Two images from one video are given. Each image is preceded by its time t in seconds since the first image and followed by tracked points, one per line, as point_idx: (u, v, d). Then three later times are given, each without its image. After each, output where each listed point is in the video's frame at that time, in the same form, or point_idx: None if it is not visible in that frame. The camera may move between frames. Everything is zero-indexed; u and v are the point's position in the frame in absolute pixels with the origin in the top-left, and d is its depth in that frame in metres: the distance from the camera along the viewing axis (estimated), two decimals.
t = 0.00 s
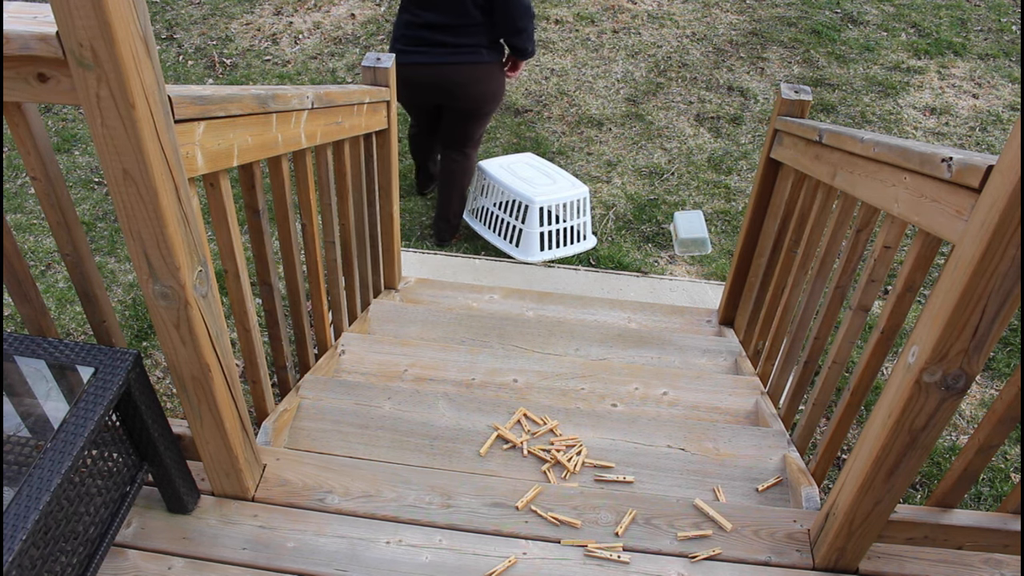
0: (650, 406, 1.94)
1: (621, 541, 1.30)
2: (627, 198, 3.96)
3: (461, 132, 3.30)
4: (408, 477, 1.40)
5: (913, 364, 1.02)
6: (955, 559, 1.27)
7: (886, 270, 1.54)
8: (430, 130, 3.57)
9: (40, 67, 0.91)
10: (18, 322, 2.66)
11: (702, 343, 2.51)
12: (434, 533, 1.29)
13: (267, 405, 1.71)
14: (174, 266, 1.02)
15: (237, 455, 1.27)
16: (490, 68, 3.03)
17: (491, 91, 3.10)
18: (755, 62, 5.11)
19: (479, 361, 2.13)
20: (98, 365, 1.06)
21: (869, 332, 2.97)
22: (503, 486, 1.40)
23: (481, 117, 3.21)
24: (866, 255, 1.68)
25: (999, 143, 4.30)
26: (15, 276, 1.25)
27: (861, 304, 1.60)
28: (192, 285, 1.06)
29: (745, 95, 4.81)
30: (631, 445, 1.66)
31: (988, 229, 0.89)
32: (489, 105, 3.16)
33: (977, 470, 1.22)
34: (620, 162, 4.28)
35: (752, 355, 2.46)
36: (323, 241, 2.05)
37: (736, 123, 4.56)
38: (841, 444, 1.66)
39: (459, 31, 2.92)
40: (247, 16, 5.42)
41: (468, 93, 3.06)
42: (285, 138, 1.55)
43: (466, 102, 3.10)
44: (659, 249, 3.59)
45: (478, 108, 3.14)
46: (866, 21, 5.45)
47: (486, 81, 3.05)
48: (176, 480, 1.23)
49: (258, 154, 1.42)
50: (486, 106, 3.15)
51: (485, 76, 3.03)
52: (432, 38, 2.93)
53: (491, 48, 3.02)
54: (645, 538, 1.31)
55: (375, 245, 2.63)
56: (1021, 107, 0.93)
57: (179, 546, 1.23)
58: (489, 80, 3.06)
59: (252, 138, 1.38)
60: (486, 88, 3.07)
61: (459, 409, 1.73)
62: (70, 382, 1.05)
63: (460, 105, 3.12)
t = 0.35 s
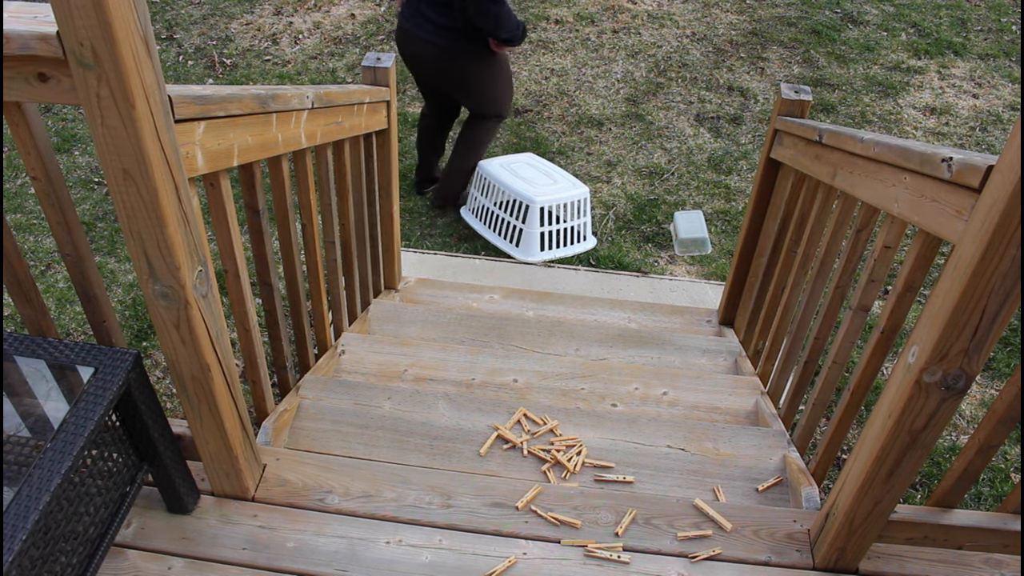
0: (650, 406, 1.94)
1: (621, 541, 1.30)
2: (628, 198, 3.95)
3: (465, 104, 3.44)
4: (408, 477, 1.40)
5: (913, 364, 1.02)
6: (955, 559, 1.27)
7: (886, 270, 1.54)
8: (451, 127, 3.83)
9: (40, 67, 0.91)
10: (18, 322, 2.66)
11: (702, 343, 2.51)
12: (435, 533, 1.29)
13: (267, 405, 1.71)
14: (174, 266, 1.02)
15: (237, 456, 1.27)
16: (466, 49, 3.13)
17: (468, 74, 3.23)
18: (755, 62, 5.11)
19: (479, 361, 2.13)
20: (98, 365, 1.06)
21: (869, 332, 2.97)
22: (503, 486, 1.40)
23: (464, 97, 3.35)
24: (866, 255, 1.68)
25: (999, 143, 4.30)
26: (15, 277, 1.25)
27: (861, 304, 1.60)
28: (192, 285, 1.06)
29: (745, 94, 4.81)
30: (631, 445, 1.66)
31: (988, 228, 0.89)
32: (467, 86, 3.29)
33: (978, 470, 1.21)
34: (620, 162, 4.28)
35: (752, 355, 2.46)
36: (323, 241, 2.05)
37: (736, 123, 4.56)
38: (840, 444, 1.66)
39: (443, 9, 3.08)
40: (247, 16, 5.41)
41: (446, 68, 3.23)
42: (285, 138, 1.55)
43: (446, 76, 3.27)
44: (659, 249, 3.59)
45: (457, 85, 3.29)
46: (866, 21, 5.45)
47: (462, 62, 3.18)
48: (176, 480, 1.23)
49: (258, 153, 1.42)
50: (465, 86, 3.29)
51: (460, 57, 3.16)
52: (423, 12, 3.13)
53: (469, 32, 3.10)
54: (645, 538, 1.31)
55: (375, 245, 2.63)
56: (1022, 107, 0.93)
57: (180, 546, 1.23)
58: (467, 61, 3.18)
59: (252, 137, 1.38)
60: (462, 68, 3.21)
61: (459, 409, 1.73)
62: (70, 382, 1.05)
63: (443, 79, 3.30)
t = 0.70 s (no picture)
0: (651, 406, 1.94)
1: (621, 541, 1.30)
2: (627, 198, 3.95)
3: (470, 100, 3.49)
4: (408, 477, 1.40)
5: (913, 364, 1.02)
6: (955, 559, 1.27)
7: (886, 270, 1.54)
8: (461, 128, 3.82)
9: (40, 66, 0.91)
10: (18, 322, 2.66)
11: (702, 343, 2.51)
12: (434, 533, 1.29)
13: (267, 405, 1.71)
14: (174, 266, 1.02)
15: (237, 456, 1.27)
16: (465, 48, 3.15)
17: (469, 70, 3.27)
18: (755, 62, 5.11)
19: (479, 361, 2.13)
20: (98, 365, 1.06)
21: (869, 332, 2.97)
22: (503, 486, 1.40)
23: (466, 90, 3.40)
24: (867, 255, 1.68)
25: (999, 143, 4.30)
26: (15, 276, 1.25)
27: (861, 304, 1.60)
28: (192, 285, 1.06)
29: (745, 94, 4.81)
30: (630, 445, 1.66)
31: (988, 228, 0.89)
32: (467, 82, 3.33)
33: (978, 470, 1.21)
34: (620, 162, 4.28)
35: (752, 355, 2.46)
36: (323, 241, 2.05)
37: (736, 123, 4.56)
38: (840, 444, 1.66)
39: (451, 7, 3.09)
40: (247, 16, 5.41)
41: (446, 60, 3.26)
42: (285, 138, 1.55)
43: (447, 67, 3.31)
44: (659, 249, 3.59)
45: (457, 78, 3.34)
46: (866, 21, 5.45)
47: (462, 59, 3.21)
48: (176, 480, 1.23)
49: (258, 153, 1.42)
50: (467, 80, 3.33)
51: (459, 55, 3.19)
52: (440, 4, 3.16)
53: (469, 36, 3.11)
54: (645, 538, 1.31)
55: (375, 245, 2.63)
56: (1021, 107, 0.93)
57: (180, 546, 1.23)
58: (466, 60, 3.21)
59: (252, 137, 1.38)
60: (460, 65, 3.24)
61: (459, 409, 1.73)
62: (70, 382, 1.05)
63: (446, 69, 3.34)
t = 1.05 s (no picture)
0: (650, 406, 1.94)
1: (621, 541, 1.30)
2: (627, 198, 3.95)
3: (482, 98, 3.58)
4: (408, 477, 1.40)
5: (913, 364, 1.02)
6: (955, 559, 1.27)
7: (886, 270, 1.55)
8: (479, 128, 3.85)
9: (40, 67, 0.91)
10: (18, 322, 2.66)
11: (702, 343, 2.51)
12: (434, 533, 1.29)
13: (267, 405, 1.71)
14: (174, 266, 1.02)
15: (237, 456, 1.27)
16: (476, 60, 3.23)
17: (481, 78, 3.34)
18: (755, 62, 5.11)
19: (479, 362, 2.13)
20: (98, 365, 1.06)
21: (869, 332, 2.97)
22: (503, 486, 1.40)
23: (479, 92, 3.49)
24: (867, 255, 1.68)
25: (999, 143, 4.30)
26: (15, 276, 1.25)
27: (861, 304, 1.60)
28: (192, 285, 1.06)
29: (745, 94, 4.81)
30: (630, 445, 1.66)
31: (988, 228, 0.89)
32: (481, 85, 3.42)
33: (977, 470, 1.21)
34: (620, 162, 4.28)
35: (752, 355, 2.46)
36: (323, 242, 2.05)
37: (736, 123, 4.56)
38: (840, 444, 1.66)
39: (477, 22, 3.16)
40: (247, 16, 5.41)
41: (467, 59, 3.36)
42: (285, 139, 1.55)
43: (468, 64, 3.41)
44: (659, 249, 3.59)
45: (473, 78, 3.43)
46: (866, 21, 5.45)
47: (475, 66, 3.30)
48: (177, 480, 1.23)
49: (258, 154, 1.42)
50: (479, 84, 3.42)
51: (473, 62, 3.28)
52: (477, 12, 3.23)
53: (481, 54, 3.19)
54: (645, 538, 1.31)
55: (375, 245, 2.63)
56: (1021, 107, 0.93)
57: (179, 546, 1.23)
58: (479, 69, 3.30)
59: (253, 138, 1.38)
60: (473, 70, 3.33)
61: (459, 409, 1.73)
62: (70, 382, 1.05)
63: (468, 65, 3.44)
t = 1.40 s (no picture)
0: (650, 406, 1.94)
1: (621, 541, 1.30)
2: (627, 198, 3.95)
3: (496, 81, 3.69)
4: (408, 477, 1.40)
5: (913, 364, 1.02)
6: (955, 559, 1.27)
7: (886, 270, 1.55)
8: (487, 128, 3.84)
9: (40, 67, 0.91)
10: (18, 322, 2.66)
11: (702, 344, 2.51)
12: (434, 533, 1.29)
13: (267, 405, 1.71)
14: (174, 266, 1.02)
15: (237, 455, 1.27)
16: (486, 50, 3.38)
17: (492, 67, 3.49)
18: (755, 62, 5.11)
19: (480, 362, 2.13)
20: (97, 365, 1.06)
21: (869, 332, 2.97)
22: (503, 486, 1.40)
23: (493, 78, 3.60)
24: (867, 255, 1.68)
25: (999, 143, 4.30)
26: (14, 277, 1.25)
27: (861, 304, 1.60)
28: (192, 285, 1.06)
29: (745, 95, 4.81)
30: (630, 445, 1.65)
31: (988, 228, 0.89)
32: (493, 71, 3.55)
33: (977, 470, 1.21)
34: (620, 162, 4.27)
35: (752, 355, 2.46)
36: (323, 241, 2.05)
37: (736, 123, 4.56)
38: (841, 444, 1.66)
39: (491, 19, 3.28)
40: (247, 16, 5.41)
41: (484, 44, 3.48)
42: (285, 138, 1.55)
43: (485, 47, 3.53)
44: (659, 249, 3.59)
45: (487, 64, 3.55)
46: (866, 21, 5.45)
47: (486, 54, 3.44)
48: (176, 480, 1.23)
49: (258, 153, 1.42)
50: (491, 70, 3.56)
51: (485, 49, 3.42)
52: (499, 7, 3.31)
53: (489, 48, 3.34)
54: (645, 538, 1.31)
55: (375, 244, 2.63)
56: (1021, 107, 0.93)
57: (179, 546, 1.23)
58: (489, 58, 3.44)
59: (253, 138, 1.38)
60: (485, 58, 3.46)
61: (459, 409, 1.73)
62: (70, 382, 1.05)
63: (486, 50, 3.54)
